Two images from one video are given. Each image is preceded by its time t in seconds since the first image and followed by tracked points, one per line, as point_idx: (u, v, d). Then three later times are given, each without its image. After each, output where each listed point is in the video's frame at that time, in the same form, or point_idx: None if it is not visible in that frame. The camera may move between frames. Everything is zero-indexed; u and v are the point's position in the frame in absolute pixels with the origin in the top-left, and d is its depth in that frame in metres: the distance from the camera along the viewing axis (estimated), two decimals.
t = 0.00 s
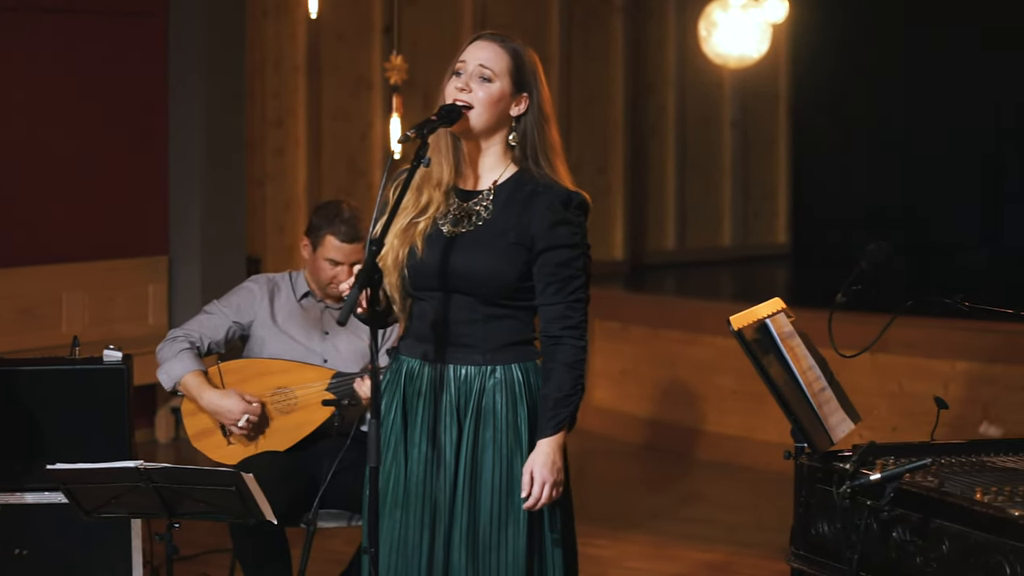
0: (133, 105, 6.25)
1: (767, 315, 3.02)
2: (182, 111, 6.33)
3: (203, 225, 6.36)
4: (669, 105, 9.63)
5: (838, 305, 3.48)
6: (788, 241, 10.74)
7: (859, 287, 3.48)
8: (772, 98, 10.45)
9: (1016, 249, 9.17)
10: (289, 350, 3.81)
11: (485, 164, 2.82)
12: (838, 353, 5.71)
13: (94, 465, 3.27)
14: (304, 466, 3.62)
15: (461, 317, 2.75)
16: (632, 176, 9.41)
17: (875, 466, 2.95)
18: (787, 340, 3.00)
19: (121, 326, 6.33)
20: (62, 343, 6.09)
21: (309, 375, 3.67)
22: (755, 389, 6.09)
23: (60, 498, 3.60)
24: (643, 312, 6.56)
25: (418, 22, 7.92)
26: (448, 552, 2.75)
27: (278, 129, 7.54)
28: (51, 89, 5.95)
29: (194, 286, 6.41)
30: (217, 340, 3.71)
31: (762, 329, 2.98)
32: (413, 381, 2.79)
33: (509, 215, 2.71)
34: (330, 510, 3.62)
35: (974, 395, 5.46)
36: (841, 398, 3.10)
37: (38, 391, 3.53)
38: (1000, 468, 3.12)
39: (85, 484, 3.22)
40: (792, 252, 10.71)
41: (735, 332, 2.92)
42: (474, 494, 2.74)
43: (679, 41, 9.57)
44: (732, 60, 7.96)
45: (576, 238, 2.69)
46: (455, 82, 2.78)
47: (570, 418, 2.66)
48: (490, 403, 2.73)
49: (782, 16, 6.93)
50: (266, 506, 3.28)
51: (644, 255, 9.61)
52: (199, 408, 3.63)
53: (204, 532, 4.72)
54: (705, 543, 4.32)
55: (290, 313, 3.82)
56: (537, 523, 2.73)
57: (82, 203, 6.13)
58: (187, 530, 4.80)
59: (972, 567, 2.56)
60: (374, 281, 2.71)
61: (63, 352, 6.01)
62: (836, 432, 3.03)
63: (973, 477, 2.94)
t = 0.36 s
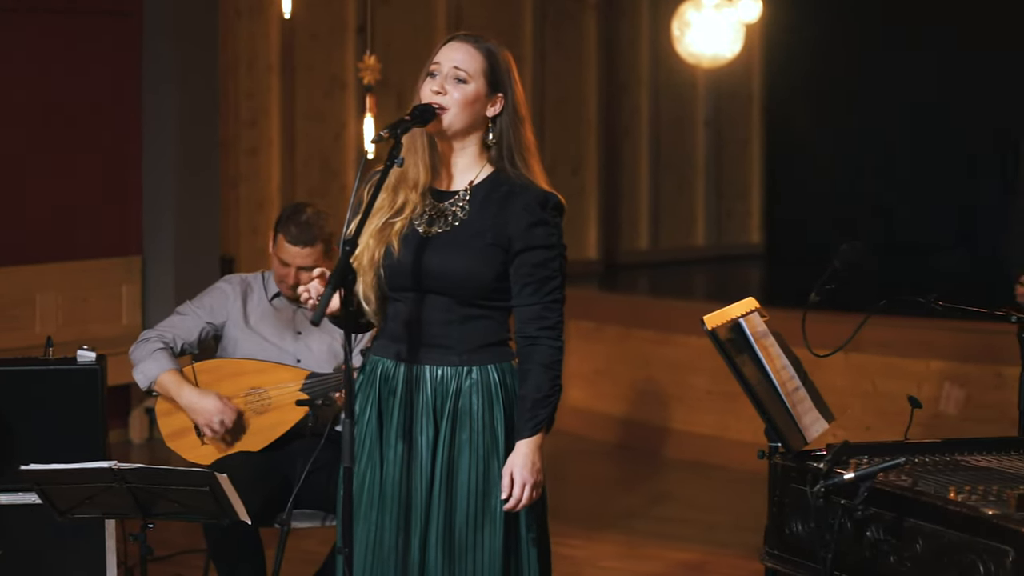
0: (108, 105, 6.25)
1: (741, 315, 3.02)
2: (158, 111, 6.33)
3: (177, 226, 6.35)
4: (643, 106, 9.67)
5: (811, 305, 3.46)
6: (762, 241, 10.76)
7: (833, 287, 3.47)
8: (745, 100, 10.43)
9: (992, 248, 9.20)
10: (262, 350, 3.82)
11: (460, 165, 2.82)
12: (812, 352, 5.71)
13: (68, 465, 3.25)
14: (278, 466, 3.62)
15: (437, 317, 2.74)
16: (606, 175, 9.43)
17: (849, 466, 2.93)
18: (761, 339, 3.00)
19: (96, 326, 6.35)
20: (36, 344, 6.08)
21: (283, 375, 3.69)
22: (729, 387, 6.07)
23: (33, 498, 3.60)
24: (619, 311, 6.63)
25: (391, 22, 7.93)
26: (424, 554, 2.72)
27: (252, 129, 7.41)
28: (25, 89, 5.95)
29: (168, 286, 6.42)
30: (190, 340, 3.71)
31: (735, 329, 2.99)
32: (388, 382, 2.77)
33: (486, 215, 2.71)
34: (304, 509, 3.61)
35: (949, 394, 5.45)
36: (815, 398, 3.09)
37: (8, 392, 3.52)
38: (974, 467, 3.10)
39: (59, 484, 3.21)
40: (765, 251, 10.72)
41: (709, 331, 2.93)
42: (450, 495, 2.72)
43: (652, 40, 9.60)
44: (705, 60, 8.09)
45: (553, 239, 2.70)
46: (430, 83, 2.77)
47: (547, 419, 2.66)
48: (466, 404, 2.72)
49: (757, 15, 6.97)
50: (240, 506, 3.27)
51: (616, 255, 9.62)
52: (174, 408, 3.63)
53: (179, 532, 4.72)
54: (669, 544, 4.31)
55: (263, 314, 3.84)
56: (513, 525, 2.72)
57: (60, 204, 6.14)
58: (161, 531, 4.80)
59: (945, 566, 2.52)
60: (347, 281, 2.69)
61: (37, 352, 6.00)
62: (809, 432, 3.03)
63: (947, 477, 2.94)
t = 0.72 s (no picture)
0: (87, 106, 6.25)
1: (721, 314, 3.00)
2: (138, 112, 6.33)
3: (155, 228, 6.38)
4: (622, 106, 9.67)
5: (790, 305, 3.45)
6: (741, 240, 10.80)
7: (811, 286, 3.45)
8: (725, 100, 10.49)
9: (974, 246, 9.24)
10: (238, 350, 3.83)
11: (438, 164, 2.80)
12: (791, 352, 5.71)
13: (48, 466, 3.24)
14: (256, 466, 3.62)
15: (418, 317, 2.73)
16: (584, 175, 9.43)
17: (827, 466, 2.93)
18: (740, 339, 2.98)
19: (74, 327, 6.35)
20: (15, 344, 6.07)
21: (259, 375, 3.72)
22: (709, 386, 6.06)
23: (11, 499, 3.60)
24: (598, 311, 6.59)
25: (369, 23, 7.92)
26: (407, 554, 2.71)
27: (230, 129, 7.41)
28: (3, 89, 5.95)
29: (145, 286, 6.43)
30: (167, 343, 3.72)
31: (715, 329, 2.97)
32: (370, 382, 2.76)
33: (466, 214, 2.70)
34: (283, 510, 3.59)
35: (927, 394, 5.45)
36: (794, 397, 3.08)
37: None
38: (953, 467, 3.09)
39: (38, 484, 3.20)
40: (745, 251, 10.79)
41: (687, 331, 2.91)
42: (432, 495, 2.71)
43: (631, 40, 9.62)
44: (684, 60, 8.10)
45: (533, 237, 2.70)
46: (407, 83, 2.76)
47: (529, 417, 2.66)
48: (448, 404, 2.71)
49: (736, 16, 7.03)
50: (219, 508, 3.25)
51: (595, 255, 9.63)
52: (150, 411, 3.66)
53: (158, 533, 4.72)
54: (640, 544, 4.31)
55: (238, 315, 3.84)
56: (496, 523, 2.72)
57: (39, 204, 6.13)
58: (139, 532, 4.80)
59: (923, 566, 2.49)
60: (325, 281, 2.68)
61: (16, 352, 5.99)
62: (788, 431, 3.02)
63: (926, 477, 2.93)
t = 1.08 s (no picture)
0: (63, 105, 6.22)
1: (698, 314, 3.02)
2: (115, 111, 6.30)
3: (133, 227, 6.35)
4: (599, 107, 9.69)
5: (767, 305, 3.47)
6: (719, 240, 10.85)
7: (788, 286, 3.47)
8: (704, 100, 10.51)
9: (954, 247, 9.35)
10: (217, 351, 3.81)
11: (416, 165, 2.80)
12: (769, 352, 5.72)
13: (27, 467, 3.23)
14: (235, 466, 3.62)
15: (396, 317, 2.73)
16: (562, 176, 9.44)
17: (804, 466, 2.95)
18: (717, 339, 3.00)
19: (52, 327, 6.30)
20: None
21: (239, 375, 3.69)
22: (687, 386, 6.08)
23: None
24: (576, 311, 6.61)
25: (346, 23, 7.90)
26: (383, 554, 2.70)
27: (208, 129, 7.41)
28: None
29: (124, 284, 6.39)
30: (145, 342, 3.70)
31: (692, 329, 2.99)
32: (348, 381, 2.75)
33: (444, 212, 2.70)
34: (261, 510, 3.60)
35: (905, 393, 5.47)
36: (771, 397, 3.10)
37: None
38: (932, 466, 3.11)
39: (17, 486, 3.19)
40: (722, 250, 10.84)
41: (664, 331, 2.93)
42: (411, 495, 2.70)
43: (609, 41, 9.64)
44: (661, 60, 8.12)
45: (510, 234, 2.70)
46: (385, 89, 2.75)
47: (509, 416, 2.66)
48: (427, 404, 2.71)
49: (714, 15, 7.04)
50: (198, 510, 3.23)
51: (573, 256, 9.61)
52: (129, 411, 3.64)
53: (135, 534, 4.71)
54: (618, 543, 4.31)
55: (217, 314, 3.81)
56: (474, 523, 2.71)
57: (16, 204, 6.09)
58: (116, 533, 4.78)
59: (901, 565, 2.49)
60: (304, 281, 2.68)
61: None
62: (766, 431, 3.04)
63: (905, 476, 2.95)
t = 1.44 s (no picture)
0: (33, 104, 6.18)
1: (670, 314, 3.01)
2: (85, 110, 6.25)
3: (105, 227, 6.31)
4: (570, 107, 9.73)
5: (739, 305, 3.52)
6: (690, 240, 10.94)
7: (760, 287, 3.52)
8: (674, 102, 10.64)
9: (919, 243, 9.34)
10: (189, 351, 3.79)
11: (386, 162, 2.79)
12: (741, 351, 5.74)
13: None
14: (205, 467, 3.60)
15: (370, 317, 2.72)
16: (533, 176, 9.47)
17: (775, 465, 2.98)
18: (689, 338, 3.00)
19: (22, 326, 6.23)
20: None
21: (210, 375, 3.68)
22: (658, 386, 6.09)
23: None
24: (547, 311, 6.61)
25: (318, 22, 7.89)
26: (363, 554, 2.70)
27: (179, 129, 7.34)
28: None
29: (95, 284, 6.33)
30: (116, 341, 3.67)
31: (663, 328, 2.99)
32: (323, 381, 2.73)
33: (418, 212, 2.71)
34: (232, 511, 3.58)
35: (876, 393, 5.50)
36: (743, 396, 3.10)
37: None
38: (904, 465, 3.15)
39: None
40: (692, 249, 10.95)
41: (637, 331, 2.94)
42: (388, 494, 2.70)
43: (580, 42, 9.69)
44: (633, 59, 8.12)
45: (484, 232, 2.72)
46: (354, 86, 2.75)
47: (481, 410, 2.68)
48: (402, 403, 2.71)
49: (685, 16, 7.07)
50: (169, 510, 3.22)
51: (545, 255, 9.66)
52: (100, 411, 3.62)
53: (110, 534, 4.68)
54: (590, 543, 4.32)
55: (189, 314, 3.80)
56: (452, 519, 2.73)
57: None
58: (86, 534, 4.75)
59: (873, 564, 2.51)
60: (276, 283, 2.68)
61: None
62: (737, 431, 3.05)
63: (877, 475, 2.98)
